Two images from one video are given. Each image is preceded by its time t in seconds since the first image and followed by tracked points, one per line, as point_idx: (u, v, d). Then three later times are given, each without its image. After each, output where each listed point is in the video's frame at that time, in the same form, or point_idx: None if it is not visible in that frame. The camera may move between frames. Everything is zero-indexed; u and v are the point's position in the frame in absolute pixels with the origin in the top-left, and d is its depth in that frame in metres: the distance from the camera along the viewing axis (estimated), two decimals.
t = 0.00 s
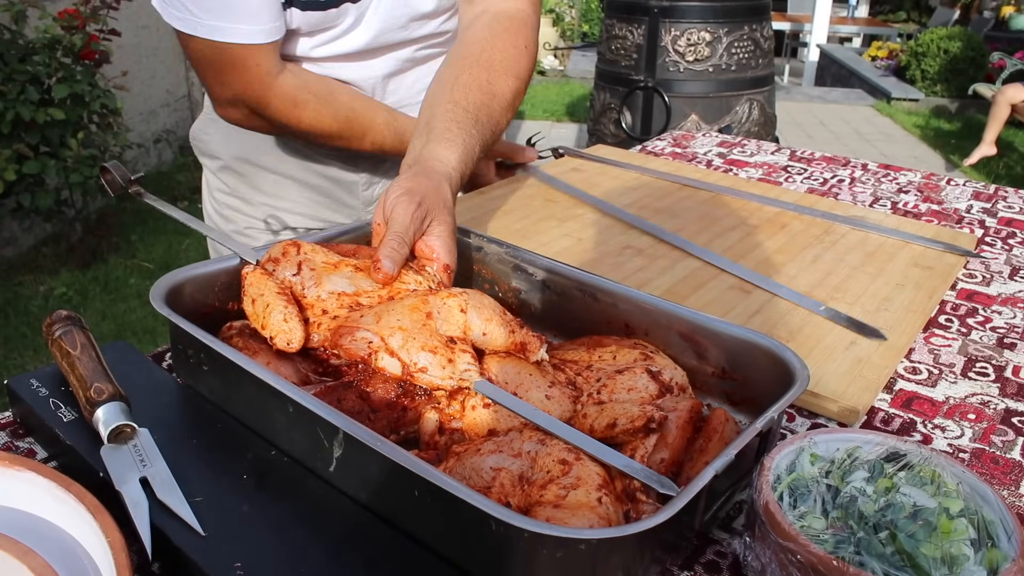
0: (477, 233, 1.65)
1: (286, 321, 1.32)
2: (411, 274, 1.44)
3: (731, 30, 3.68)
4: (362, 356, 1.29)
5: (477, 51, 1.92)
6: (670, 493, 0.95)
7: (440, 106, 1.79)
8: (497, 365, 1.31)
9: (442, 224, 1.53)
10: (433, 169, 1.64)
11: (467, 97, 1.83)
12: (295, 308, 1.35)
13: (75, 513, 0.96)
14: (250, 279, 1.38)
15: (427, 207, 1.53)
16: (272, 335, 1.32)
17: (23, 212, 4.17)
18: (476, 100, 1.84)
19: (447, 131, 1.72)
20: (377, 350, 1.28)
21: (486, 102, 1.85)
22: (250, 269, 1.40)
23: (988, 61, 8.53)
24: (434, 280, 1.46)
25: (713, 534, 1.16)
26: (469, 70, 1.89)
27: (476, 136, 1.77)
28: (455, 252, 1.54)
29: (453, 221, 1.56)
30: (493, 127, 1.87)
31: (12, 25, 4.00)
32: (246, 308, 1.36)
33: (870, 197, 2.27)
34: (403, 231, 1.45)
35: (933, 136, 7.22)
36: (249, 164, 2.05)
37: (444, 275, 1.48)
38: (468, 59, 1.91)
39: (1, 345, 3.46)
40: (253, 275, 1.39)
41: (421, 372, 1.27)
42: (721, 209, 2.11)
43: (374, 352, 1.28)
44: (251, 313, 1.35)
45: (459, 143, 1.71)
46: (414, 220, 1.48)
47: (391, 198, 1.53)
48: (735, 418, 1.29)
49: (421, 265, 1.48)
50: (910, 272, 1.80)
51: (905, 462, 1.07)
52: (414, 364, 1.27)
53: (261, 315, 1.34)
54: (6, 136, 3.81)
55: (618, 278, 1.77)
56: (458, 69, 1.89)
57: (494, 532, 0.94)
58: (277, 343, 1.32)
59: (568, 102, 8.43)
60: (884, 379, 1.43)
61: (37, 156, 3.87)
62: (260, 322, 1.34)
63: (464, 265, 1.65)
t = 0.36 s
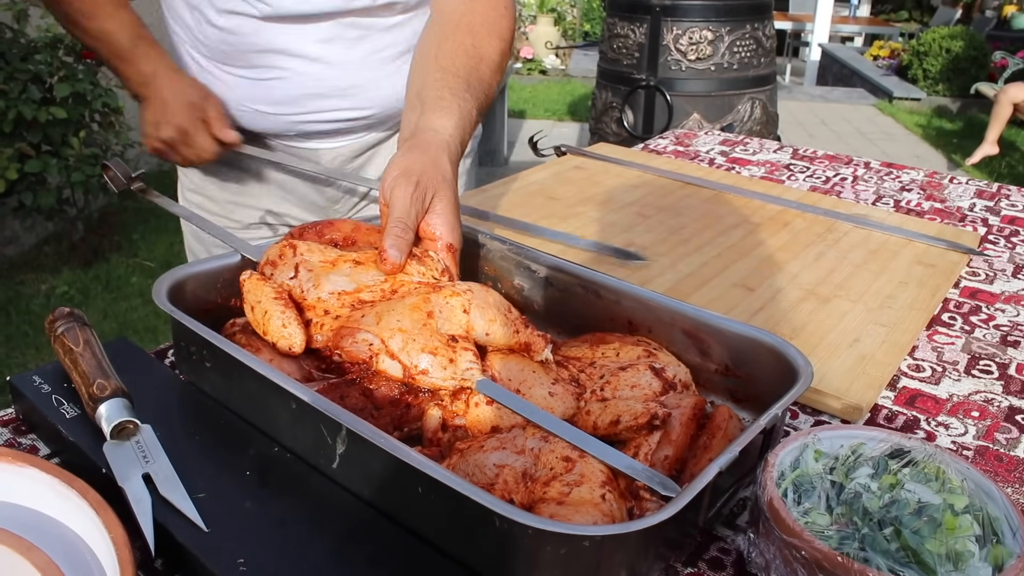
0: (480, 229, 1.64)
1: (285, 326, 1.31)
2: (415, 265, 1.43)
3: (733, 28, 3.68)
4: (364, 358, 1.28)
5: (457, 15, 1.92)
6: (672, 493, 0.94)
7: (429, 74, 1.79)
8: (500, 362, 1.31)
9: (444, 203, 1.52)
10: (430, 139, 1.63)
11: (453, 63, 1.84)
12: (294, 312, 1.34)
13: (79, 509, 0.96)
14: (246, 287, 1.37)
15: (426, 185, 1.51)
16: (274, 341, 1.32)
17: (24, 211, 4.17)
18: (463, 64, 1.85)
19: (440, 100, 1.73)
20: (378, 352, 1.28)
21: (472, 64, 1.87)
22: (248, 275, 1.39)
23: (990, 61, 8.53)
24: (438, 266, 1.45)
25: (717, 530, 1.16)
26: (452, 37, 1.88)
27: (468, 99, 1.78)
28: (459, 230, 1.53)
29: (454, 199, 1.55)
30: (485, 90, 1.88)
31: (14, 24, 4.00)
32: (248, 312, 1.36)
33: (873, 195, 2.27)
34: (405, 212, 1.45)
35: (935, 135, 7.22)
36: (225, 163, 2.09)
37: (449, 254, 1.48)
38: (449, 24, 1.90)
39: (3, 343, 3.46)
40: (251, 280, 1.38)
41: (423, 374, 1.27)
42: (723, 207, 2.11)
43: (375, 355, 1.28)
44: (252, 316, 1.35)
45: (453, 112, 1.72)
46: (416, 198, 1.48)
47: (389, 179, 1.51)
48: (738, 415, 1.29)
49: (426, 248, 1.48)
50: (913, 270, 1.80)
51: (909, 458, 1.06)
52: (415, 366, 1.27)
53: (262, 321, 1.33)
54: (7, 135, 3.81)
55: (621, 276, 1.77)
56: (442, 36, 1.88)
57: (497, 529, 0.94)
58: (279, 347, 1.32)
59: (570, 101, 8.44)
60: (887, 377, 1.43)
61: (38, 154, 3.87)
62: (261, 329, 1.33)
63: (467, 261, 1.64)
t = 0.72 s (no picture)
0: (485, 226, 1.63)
1: (287, 320, 1.31)
2: (421, 269, 1.42)
3: (734, 26, 3.68)
4: (366, 350, 1.29)
5: (422, 17, 1.82)
6: (674, 487, 0.94)
7: (414, 83, 1.75)
8: (501, 357, 1.31)
9: (449, 210, 1.52)
10: (433, 148, 1.62)
11: (435, 68, 1.79)
12: (296, 306, 1.34)
13: (79, 502, 0.96)
14: (251, 278, 1.37)
15: (432, 194, 1.50)
16: (275, 335, 1.32)
17: (24, 208, 4.17)
18: (446, 68, 1.81)
19: (433, 108, 1.71)
20: (380, 345, 1.28)
21: (450, 68, 1.82)
22: (252, 266, 1.40)
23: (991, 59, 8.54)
24: (444, 272, 1.45)
25: (717, 525, 1.16)
26: (425, 41, 1.82)
27: (458, 103, 1.76)
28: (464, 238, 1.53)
29: (459, 204, 1.54)
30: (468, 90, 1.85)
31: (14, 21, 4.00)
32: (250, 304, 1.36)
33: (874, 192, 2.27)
34: (412, 221, 1.43)
35: (935, 134, 7.22)
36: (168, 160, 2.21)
37: (453, 264, 1.48)
38: (416, 28, 1.81)
39: (3, 340, 3.46)
40: (254, 273, 1.38)
41: (425, 367, 1.27)
42: (724, 204, 2.11)
43: (377, 348, 1.28)
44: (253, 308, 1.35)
45: (450, 117, 1.71)
46: (422, 207, 1.47)
47: (396, 187, 1.50)
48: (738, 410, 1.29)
49: (432, 256, 1.47)
50: (913, 266, 1.80)
51: (909, 452, 1.06)
52: (418, 359, 1.27)
53: (264, 315, 1.33)
54: (7, 131, 3.81)
55: (621, 272, 1.77)
56: (414, 42, 1.81)
57: (497, 521, 0.94)
58: (280, 341, 1.32)
59: (570, 99, 8.44)
60: (888, 372, 1.43)
61: (39, 151, 3.87)
62: (262, 322, 1.33)
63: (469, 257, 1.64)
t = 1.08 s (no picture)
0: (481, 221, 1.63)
1: (284, 314, 1.31)
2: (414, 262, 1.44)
3: (734, 23, 3.68)
4: (363, 344, 1.28)
5: (394, 16, 1.83)
6: (673, 478, 0.94)
7: (385, 81, 1.75)
8: (499, 351, 1.31)
9: (422, 203, 1.53)
10: (403, 146, 1.62)
11: (406, 67, 1.79)
12: (293, 300, 1.34)
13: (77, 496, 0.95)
14: (246, 273, 1.37)
15: (403, 190, 1.51)
16: (272, 329, 1.32)
17: (23, 205, 4.17)
18: (418, 67, 1.81)
19: (404, 106, 1.71)
20: (377, 339, 1.27)
21: (422, 66, 1.82)
22: (247, 261, 1.39)
23: (991, 57, 8.54)
24: (440, 269, 1.47)
25: (715, 520, 1.16)
26: (398, 40, 1.82)
27: (428, 101, 1.76)
28: (445, 229, 1.54)
29: (433, 198, 1.55)
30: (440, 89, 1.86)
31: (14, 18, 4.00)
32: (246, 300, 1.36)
33: (873, 188, 2.27)
34: (381, 216, 1.44)
35: (934, 132, 7.22)
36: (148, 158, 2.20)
37: (438, 257, 1.50)
38: (390, 27, 1.82)
39: (2, 337, 3.46)
40: (250, 267, 1.38)
41: (422, 360, 1.26)
42: (723, 200, 2.11)
43: (374, 342, 1.27)
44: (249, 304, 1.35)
45: (420, 114, 1.71)
46: (393, 204, 1.47)
47: (368, 185, 1.51)
48: (737, 405, 1.29)
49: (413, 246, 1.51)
50: (912, 262, 1.80)
51: (908, 446, 1.06)
52: (415, 352, 1.26)
53: (260, 309, 1.33)
54: (6, 128, 3.81)
55: (619, 268, 1.77)
56: (388, 41, 1.81)
57: (495, 515, 0.94)
58: (277, 336, 1.32)
59: (570, 96, 8.44)
60: (886, 367, 1.43)
61: (38, 148, 3.87)
62: (259, 317, 1.33)
63: (466, 252, 1.64)
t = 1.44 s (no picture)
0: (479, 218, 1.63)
1: (282, 312, 1.31)
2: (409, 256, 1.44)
3: (731, 21, 3.68)
4: (360, 342, 1.28)
5: (393, 16, 1.83)
6: (670, 475, 0.94)
7: (382, 80, 1.75)
8: (496, 349, 1.31)
9: (419, 201, 1.53)
10: (397, 145, 1.62)
11: (403, 66, 1.79)
12: (290, 298, 1.34)
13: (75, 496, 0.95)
14: (243, 271, 1.37)
15: (399, 189, 1.51)
16: (269, 327, 1.32)
17: (21, 204, 4.17)
18: (414, 66, 1.81)
19: (399, 105, 1.70)
20: (375, 336, 1.27)
21: (419, 66, 1.82)
22: (245, 260, 1.39)
23: (988, 55, 8.54)
24: (436, 266, 1.47)
25: (713, 517, 1.16)
26: (396, 39, 1.82)
27: (424, 100, 1.76)
28: (441, 226, 1.55)
29: (429, 195, 1.56)
30: (436, 89, 1.85)
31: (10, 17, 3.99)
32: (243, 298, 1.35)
33: (870, 185, 2.27)
34: (378, 214, 1.44)
35: (932, 129, 7.22)
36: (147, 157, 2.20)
37: (434, 254, 1.49)
38: (389, 27, 1.82)
39: None
40: (247, 265, 1.38)
41: (419, 358, 1.27)
42: (721, 197, 2.11)
43: (372, 340, 1.27)
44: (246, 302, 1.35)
45: (416, 113, 1.71)
46: (390, 202, 1.47)
47: (363, 184, 1.52)
48: (734, 402, 1.30)
49: (410, 244, 1.50)
50: (910, 259, 1.80)
51: (905, 443, 1.06)
52: (412, 350, 1.27)
53: (258, 307, 1.33)
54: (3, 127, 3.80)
55: (617, 265, 1.77)
56: (386, 40, 1.81)
57: (493, 512, 0.94)
58: (274, 334, 1.32)
59: (568, 94, 8.43)
60: (884, 364, 1.43)
61: (35, 147, 3.87)
62: (256, 315, 1.33)
63: (464, 250, 1.64)
